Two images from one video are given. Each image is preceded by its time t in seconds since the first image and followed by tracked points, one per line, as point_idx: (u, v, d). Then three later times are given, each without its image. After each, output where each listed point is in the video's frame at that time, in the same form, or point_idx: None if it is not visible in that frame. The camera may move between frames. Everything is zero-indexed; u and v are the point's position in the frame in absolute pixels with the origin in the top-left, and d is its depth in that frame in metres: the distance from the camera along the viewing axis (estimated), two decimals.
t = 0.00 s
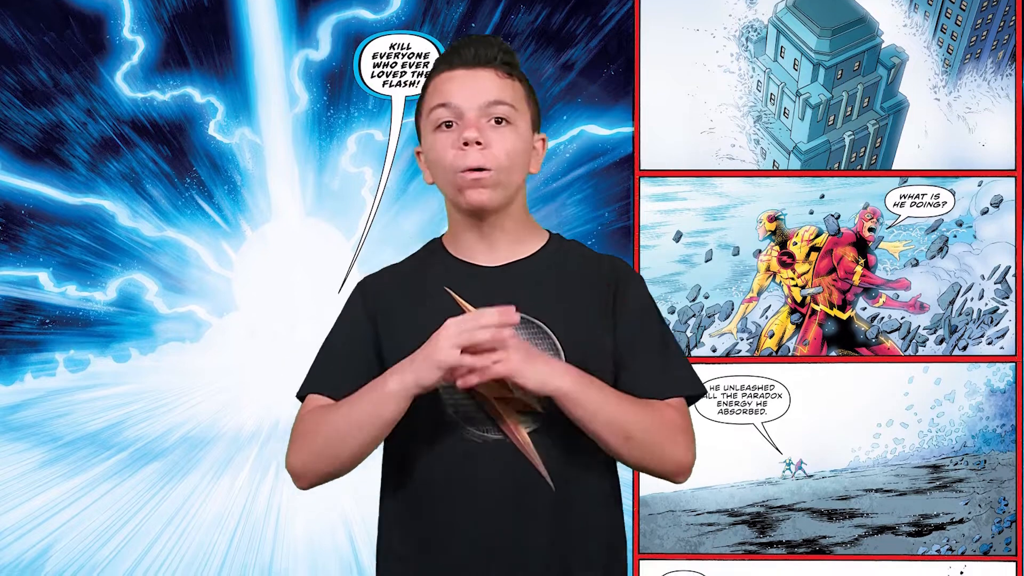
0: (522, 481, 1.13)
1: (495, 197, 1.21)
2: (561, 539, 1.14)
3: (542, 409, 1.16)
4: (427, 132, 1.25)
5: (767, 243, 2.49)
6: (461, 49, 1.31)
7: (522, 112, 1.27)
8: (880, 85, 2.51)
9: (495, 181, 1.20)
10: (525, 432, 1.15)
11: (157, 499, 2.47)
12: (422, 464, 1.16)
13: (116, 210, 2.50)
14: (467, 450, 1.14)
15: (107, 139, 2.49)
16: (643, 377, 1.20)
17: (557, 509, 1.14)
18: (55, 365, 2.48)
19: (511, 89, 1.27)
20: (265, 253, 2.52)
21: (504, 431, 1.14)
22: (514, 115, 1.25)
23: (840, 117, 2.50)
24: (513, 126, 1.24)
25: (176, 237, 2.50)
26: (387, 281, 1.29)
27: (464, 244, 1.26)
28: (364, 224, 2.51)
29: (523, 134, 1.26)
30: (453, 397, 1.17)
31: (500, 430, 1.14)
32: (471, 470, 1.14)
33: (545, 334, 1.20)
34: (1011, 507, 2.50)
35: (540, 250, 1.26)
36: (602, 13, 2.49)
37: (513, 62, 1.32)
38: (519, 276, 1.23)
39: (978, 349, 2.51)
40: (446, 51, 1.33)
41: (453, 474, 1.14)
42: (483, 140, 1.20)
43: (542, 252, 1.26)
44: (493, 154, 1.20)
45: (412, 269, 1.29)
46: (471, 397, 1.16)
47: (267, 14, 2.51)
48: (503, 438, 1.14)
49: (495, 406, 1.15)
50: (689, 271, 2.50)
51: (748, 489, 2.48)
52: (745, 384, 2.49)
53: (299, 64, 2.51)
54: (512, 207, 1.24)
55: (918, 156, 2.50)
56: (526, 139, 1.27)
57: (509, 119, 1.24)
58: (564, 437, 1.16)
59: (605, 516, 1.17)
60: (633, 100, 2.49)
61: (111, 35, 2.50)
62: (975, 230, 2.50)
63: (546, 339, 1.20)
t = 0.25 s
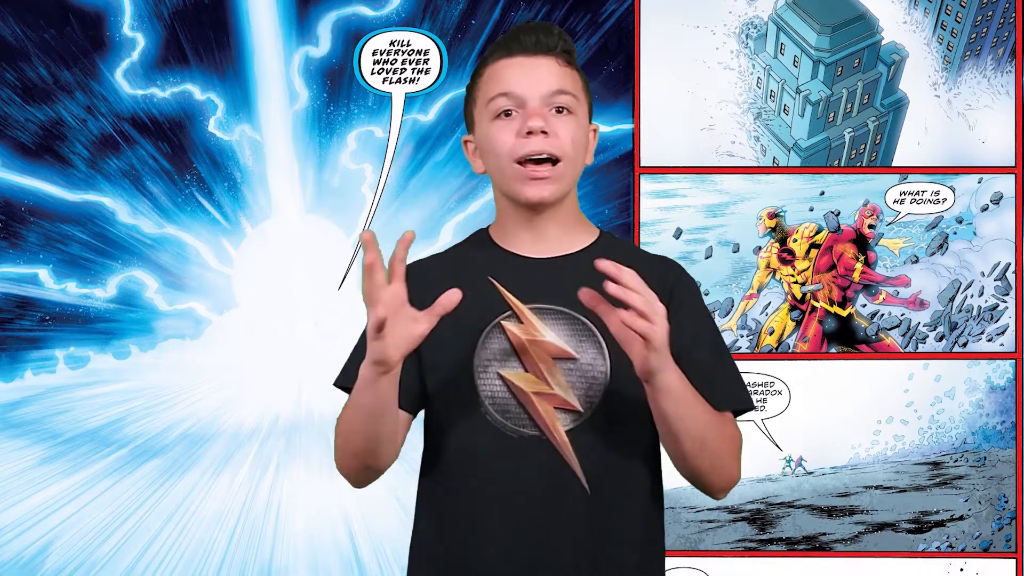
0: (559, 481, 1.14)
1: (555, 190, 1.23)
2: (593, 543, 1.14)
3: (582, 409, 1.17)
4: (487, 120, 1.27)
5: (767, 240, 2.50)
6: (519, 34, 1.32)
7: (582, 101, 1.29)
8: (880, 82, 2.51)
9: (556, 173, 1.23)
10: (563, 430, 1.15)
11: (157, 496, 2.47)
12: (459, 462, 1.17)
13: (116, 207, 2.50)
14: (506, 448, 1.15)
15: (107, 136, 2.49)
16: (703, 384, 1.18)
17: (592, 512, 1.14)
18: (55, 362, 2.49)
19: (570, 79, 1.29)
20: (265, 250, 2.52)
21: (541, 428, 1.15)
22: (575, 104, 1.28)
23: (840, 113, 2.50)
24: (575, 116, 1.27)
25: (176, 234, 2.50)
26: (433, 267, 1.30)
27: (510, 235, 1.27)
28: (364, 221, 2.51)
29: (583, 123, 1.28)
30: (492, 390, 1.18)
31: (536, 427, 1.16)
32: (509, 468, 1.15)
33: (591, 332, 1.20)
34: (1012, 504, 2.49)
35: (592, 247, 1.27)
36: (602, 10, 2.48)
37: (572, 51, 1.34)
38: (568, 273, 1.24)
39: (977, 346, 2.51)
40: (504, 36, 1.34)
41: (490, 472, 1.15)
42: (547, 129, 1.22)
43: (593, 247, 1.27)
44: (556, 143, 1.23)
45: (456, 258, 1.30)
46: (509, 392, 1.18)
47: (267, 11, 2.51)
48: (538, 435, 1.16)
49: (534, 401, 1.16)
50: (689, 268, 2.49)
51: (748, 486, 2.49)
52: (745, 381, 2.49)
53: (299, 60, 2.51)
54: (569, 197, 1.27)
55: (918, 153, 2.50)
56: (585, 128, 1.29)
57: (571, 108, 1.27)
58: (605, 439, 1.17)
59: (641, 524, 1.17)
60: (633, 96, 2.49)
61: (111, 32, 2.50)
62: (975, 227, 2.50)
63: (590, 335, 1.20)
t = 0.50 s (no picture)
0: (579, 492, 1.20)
1: (578, 194, 1.28)
2: (616, 555, 1.20)
3: (607, 418, 1.23)
4: (513, 123, 1.31)
5: (767, 237, 2.49)
6: (547, 33, 1.34)
7: (610, 104, 1.32)
8: (880, 78, 2.51)
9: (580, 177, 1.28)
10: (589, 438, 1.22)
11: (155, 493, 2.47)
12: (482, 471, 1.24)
13: (116, 203, 2.50)
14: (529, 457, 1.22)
15: (108, 133, 2.49)
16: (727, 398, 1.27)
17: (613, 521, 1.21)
18: (55, 359, 2.49)
19: (598, 81, 1.31)
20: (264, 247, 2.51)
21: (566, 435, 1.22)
22: (604, 108, 1.30)
23: (840, 110, 2.50)
24: (602, 119, 1.30)
25: (176, 231, 2.50)
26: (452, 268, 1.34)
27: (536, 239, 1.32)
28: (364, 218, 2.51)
29: (610, 127, 1.32)
30: (517, 394, 1.23)
31: (560, 433, 1.23)
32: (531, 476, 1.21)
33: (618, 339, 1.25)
34: (1012, 501, 2.50)
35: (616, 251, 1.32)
36: (602, 6, 2.48)
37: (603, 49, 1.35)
38: (597, 277, 1.29)
39: (978, 343, 2.51)
40: (532, 34, 1.36)
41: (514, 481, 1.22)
42: (571, 137, 1.26)
43: (620, 251, 1.32)
44: (580, 150, 1.27)
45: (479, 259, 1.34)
46: (534, 398, 1.22)
47: (267, 8, 2.51)
48: (562, 441, 1.22)
49: (561, 407, 1.22)
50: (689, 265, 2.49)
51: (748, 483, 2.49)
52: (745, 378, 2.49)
53: (299, 57, 2.51)
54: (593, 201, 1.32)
55: (918, 150, 2.51)
56: (613, 131, 1.32)
57: (598, 112, 1.30)
58: (627, 450, 1.23)
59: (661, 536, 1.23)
60: (632, 94, 2.49)
61: (111, 29, 2.50)
62: (975, 224, 2.50)
63: (618, 344, 1.25)
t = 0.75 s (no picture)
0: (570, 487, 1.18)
1: (559, 188, 1.27)
2: (604, 548, 1.19)
3: (594, 413, 1.22)
4: (492, 116, 1.30)
5: (767, 234, 2.49)
6: (527, 29, 1.35)
7: (589, 97, 1.32)
8: (880, 75, 2.51)
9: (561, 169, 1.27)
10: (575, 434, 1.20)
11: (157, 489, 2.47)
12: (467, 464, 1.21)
13: (116, 200, 2.50)
14: (517, 453, 1.20)
15: (107, 130, 2.49)
16: (709, 394, 1.26)
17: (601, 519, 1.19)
18: (55, 356, 2.48)
19: (578, 74, 1.32)
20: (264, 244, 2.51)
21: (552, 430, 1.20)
22: (583, 101, 1.31)
23: (840, 107, 2.50)
24: (581, 112, 1.30)
25: (175, 228, 2.50)
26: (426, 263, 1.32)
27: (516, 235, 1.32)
28: (364, 214, 2.51)
29: (590, 120, 1.32)
30: (502, 390, 1.21)
31: (546, 429, 1.20)
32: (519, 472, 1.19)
33: (604, 334, 1.25)
34: (1012, 497, 2.50)
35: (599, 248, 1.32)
36: (602, 4, 2.49)
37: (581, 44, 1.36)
38: (580, 271, 1.28)
39: (978, 340, 2.51)
40: (511, 31, 1.37)
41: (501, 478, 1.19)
42: (551, 127, 1.26)
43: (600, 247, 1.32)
44: (561, 140, 1.26)
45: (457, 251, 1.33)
46: (520, 394, 1.21)
47: (267, 6, 2.52)
48: (549, 437, 1.20)
49: (545, 403, 1.20)
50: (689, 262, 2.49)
51: (748, 480, 2.49)
52: (745, 374, 2.49)
53: (299, 54, 2.51)
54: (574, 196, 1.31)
55: (918, 147, 2.50)
56: (593, 124, 1.32)
57: (577, 105, 1.30)
58: (613, 445, 1.21)
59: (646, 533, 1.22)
60: (633, 90, 2.49)
61: (111, 26, 2.50)
62: (975, 221, 2.50)
63: (602, 339, 1.25)
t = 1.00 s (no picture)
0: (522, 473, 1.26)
1: (499, 181, 1.36)
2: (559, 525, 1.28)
3: (545, 400, 1.28)
4: (431, 111, 1.39)
5: (767, 231, 2.49)
6: (464, 28, 1.45)
7: (525, 92, 1.41)
8: (880, 72, 2.51)
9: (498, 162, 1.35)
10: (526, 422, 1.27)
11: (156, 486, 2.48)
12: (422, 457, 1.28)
13: (116, 197, 2.50)
14: (472, 442, 1.27)
15: (107, 127, 2.49)
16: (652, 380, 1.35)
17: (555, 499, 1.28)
18: (55, 353, 2.48)
19: (513, 69, 1.41)
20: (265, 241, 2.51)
21: (503, 420, 1.26)
22: (519, 95, 1.39)
23: (840, 104, 2.50)
24: (518, 106, 1.39)
25: (176, 225, 2.50)
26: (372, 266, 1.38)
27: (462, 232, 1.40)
28: (363, 211, 2.51)
29: (526, 114, 1.40)
30: (452, 382, 1.27)
31: (498, 419, 1.27)
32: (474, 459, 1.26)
33: (551, 323, 1.31)
34: (1011, 494, 2.50)
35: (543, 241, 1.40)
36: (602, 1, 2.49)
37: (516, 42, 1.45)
38: (524, 267, 1.35)
39: (977, 336, 2.51)
40: (449, 30, 1.46)
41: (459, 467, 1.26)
42: (488, 123, 1.34)
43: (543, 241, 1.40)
44: (496, 134, 1.35)
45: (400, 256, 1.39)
46: (471, 385, 1.27)
47: (268, 3, 2.52)
48: (501, 427, 1.27)
49: (496, 393, 1.26)
50: (689, 259, 2.49)
51: (748, 477, 2.48)
52: (745, 371, 2.49)
53: (299, 51, 2.51)
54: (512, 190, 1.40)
55: (918, 144, 2.50)
56: (528, 118, 1.41)
57: (513, 99, 1.39)
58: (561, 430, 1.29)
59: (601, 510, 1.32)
60: (633, 87, 2.49)
61: (111, 23, 2.50)
62: (975, 218, 2.50)
63: (550, 327, 1.31)
